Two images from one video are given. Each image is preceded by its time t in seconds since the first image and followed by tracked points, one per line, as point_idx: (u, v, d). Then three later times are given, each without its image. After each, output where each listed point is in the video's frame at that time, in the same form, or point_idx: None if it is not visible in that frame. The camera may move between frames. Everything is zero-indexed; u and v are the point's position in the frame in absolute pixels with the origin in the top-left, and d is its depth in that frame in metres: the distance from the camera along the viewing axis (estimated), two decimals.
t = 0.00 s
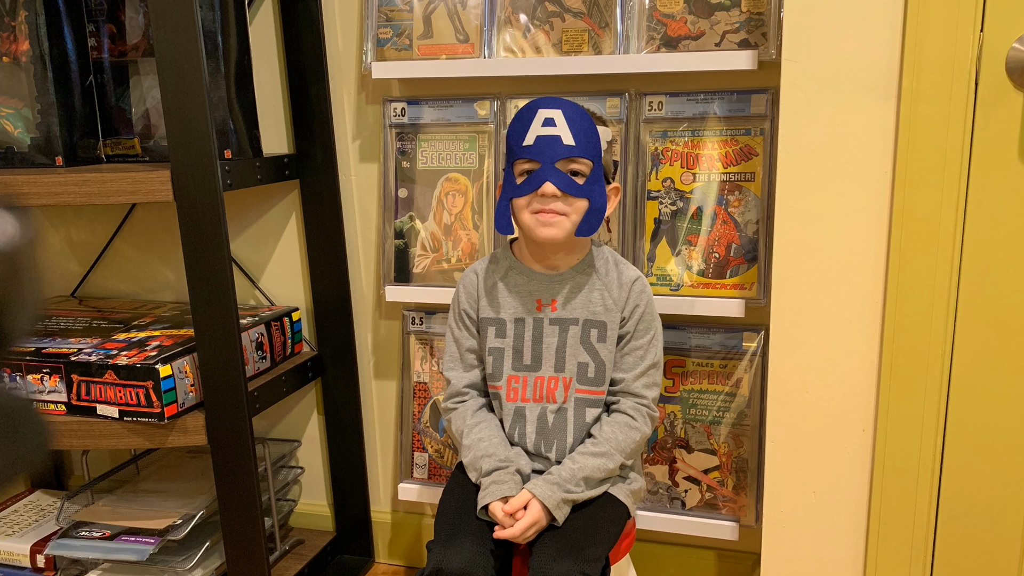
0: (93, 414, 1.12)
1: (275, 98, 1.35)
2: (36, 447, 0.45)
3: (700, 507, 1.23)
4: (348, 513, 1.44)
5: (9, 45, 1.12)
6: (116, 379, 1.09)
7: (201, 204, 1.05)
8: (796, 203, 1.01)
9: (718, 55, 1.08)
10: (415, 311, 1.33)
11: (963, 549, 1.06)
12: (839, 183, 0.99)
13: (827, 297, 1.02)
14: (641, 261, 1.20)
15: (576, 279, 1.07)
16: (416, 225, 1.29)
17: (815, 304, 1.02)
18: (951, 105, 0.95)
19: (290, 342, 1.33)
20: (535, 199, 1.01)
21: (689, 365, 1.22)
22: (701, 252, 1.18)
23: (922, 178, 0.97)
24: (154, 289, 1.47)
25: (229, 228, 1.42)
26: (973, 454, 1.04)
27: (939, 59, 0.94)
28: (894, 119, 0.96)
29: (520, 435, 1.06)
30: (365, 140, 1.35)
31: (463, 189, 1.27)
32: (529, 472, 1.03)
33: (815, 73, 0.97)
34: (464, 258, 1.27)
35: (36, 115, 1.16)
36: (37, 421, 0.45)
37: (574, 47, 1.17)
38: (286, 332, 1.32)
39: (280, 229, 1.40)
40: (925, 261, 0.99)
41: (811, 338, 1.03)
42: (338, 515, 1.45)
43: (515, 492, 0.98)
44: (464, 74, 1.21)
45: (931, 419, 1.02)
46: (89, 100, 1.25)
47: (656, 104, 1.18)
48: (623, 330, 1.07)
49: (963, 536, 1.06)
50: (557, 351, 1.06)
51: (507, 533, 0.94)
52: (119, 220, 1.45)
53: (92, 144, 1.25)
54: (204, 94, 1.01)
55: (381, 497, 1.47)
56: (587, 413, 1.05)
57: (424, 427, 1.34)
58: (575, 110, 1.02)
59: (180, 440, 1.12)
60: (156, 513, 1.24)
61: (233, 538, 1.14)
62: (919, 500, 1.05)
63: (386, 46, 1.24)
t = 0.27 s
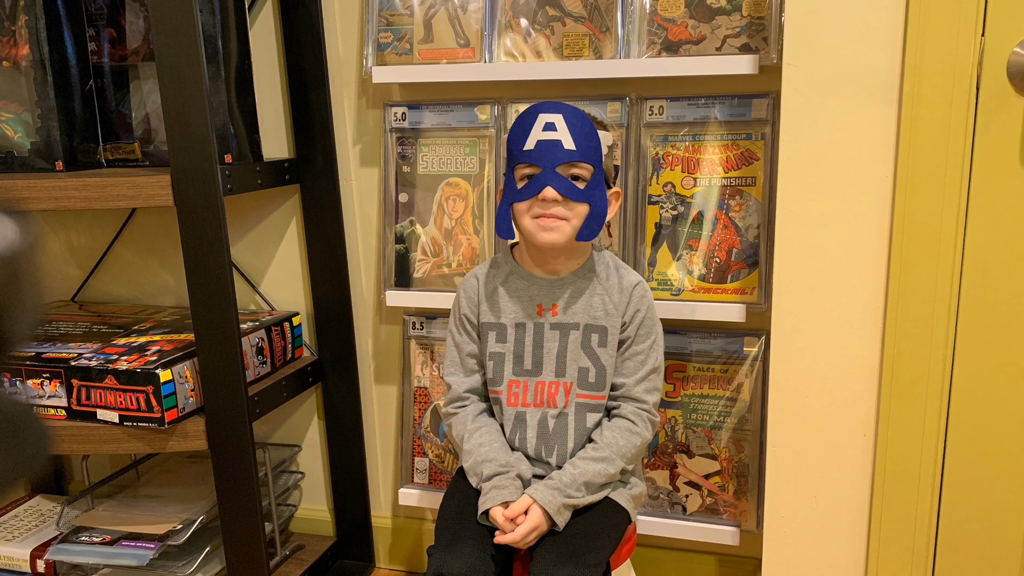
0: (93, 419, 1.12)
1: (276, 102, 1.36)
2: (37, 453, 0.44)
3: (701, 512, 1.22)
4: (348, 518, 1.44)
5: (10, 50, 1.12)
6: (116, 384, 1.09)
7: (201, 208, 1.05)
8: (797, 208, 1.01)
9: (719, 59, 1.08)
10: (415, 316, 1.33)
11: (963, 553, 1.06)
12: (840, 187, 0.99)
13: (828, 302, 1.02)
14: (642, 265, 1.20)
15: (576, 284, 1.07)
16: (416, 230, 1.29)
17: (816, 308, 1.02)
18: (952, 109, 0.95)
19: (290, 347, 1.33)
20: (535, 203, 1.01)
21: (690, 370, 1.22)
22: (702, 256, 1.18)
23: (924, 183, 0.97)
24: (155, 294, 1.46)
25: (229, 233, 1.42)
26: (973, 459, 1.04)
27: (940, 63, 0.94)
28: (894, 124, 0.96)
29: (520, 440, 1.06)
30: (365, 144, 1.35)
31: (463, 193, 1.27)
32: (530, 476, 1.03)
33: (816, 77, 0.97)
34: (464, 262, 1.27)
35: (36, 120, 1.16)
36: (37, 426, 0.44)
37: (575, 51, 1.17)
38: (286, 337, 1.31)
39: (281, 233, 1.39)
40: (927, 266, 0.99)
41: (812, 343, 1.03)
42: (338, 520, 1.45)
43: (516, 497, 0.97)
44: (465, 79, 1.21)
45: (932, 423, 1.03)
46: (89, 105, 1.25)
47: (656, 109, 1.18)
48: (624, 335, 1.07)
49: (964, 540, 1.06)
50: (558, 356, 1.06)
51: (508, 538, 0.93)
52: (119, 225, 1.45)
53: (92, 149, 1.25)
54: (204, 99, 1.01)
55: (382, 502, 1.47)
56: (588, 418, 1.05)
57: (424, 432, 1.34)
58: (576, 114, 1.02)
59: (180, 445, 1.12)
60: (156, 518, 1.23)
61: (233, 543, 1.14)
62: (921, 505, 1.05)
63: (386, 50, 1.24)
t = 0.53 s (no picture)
0: (93, 424, 1.12)
1: (277, 107, 1.36)
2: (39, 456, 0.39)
3: (702, 517, 1.22)
4: (349, 524, 1.43)
5: (9, 54, 1.12)
6: (117, 389, 1.09)
7: (201, 213, 1.05)
8: (798, 213, 1.01)
9: (720, 64, 1.08)
10: (416, 321, 1.33)
11: (964, 556, 1.07)
12: (841, 192, 0.99)
13: (830, 307, 1.02)
14: (643, 270, 1.20)
15: (577, 289, 1.07)
16: (417, 234, 1.29)
17: (817, 313, 1.02)
18: (953, 114, 0.95)
19: (290, 352, 1.32)
20: (536, 208, 1.01)
21: (691, 375, 1.22)
22: (703, 261, 1.18)
23: (925, 188, 0.97)
24: (155, 299, 1.46)
25: (230, 238, 1.42)
26: (974, 463, 1.04)
27: (941, 68, 0.94)
28: (896, 129, 0.96)
29: (521, 445, 1.05)
30: (366, 149, 1.35)
31: (464, 198, 1.27)
32: (530, 481, 1.02)
33: (817, 82, 0.97)
34: (465, 267, 1.27)
35: (36, 124, 1.16)
36: (38, 430, 0.39)
37: (576, 55, 1.17)
38: (286, 341, 1.31)
39: (281, 238, 1.39)
40: (928, 270, 0.99)
41: (813, 348, 1.03)
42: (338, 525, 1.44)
43: (517, 502, 0.97)
44: (466, 83, 1.21)
45: (933, 427, 1.03)
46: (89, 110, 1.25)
47: (657, 113, 1.18)
48: (624, 340, 1.07)
49: (965, 544, 1.06)
50: (559, 361, 1.06)
51: (509, 543, 0.93)
52: (119, 230, 1.45)
53: (92, 154, 1.25)
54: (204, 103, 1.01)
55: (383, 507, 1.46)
56: (589, 423, 1.05)
57: (425, 438, 1.34)
58: (577, 119, 1.02)
59: (180, 450, 1.12)
60: (156, 523, 1.23)
61: (234, 548, 1.13)
62: (922, 510, 1.04)
63: (387, 55, 1.24)
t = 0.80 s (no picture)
0: (93, 428, 1.11)
1: (277, 111, 1.36)
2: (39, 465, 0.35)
3: (702, 523, 1.22)
4: (349, 529, 1.42)
5: (10, 59, 1.13)
6: (117, 394, 1.09)
7: (202, 218, 1.05)
8: (799, 218, 1.01)
9: (720, 68, 1.08)
10: (416, 326, 1.33)
11: (965, 561, 1.07)
12: (842, 198, 0.99)
13: (830, 312, 1.01)
14: (643, 275, 1.20)
15: (578, 293, 1.07)
16: (418, 239, 1.29)
17: (818, 318, 1.02)
18: (954, 119, 0.96)
19: (290, 357, 1.32)
20: (537, 212, 1.01)
21: (692, 380, 1.21)
22: (704, 266, 1.18)
23: (926, 193, 0.97)
24: (155, 303, 1.46)
25: (230, 242, 1.42)
26: (976, 468, 1.04)
27: (942, 72, 0.94)
28: (897, 134, 0.96)
29: (521, 450, 1.05)
30: (366, 153, 1.35)
31: (465, 203, 1.27)
32: (531, 486, 1.02)
33: (817, 87, 0.97)
34: (465, 271, 1.27)
35: (36, 129, 1.16)
36: (39, 435, 0.35)
37: (577, 59, 1.17)
38: (287, 346, 1.31)
39: (282, 242, 1.39)
40: (928, 275, 0.99)
41: (814, 353, 1.03)
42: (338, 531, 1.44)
43: (517, 507, 0.97)
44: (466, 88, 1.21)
45: (933, 432, 1.03)
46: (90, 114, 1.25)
47: (658, 117, 1.18)
48: (625, 344, 1.07)
49: (966, 550, 1.06)
50: (559, 366, 1.06)
51: (510, 548, 0.93)
52: (119, 235, 1.45)
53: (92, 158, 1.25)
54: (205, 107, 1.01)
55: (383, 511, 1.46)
56: (590, 428, 1.05)
57: (425, 442, 1.34)
58: (578, 124, 1.02)
59: (181, 455, 1.11)
60: (156, 528, 1.23)
61: (235, 553, 1.13)
62: (923, 514, 1.04)
63: (387, 59, 1.24)
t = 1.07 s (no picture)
0: (93, 433, 1.11)
1: (278, 116, 1.36)
2: (38, 470, 0.34)
3: (703, 528, 1.22)
4: (348, 535, 1.42)
5: (10, 63, 1.13)
6: (117, 399, 1.08)
7: (203, 223, 1.05)
8: (800, 223, 1.01)
9: (721, 73, 1.08)
10: (417, 331, 1.33)
11: (966, 566, 1.07)
12: (843, 203, 0.99)
13: (832, 317, 1.01)
14: (644, 279, 1.20)
15: (579, 298, 1.07)
16: (418, 244, 1.29)
17: (819, 323, 1.02)
18: (955, 124, 0.96)
19: (291, 362, 1.32)
20: (538, 217, 1.01)
21: (693, 385, 1.21)
22: (705, 271, 1.18)
23: (927, 197, 0.97)
24: (155, 308, 1.46)
25: (230, 247, 1.42)
26: (977, 473, 1.04)
27: (943, 77, 0.94)
28: (898, 138, 0.96)
29: (522, 455, 1.05)
30: (367, 158, 1.35)
31: (465, 207, 1.27)
32: (532, 491, 1.02)
33: (819, 92, 0.97)
34: (466, 276, 1.27)
35: (36, 133, 1.16)
36: (40, 439, 0.34)
37: (578, 63, 1.17)
38: (287, 351, 1.31)
39: (282, 247, 1.39)
40: (929, 280, 0.99)
41: (815, 358, 1.03)
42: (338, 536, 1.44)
43: (518, 512, 0.97)
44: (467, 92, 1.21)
45: (935, 437, 1.03)
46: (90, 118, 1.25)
47: (659, 122, 1.18)
48: (626, 349, 1.06)
49: (967, 555, 1.06)
50: (560, 370, 1.06)
51: (510, 554, 0.92)
52: (119, 239, 1.44)
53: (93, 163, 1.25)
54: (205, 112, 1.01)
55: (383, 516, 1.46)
56: (591, 433, 1.04)
57: (425, 447, 1.34)
58: (578, 128, 1.02)
59: (181, 460, 1.11)
60: (157, 533, 1.23)
61: (235, 559, 1.13)
62: (924, 519, 1.04)
63: (388, 64, 1.24)
